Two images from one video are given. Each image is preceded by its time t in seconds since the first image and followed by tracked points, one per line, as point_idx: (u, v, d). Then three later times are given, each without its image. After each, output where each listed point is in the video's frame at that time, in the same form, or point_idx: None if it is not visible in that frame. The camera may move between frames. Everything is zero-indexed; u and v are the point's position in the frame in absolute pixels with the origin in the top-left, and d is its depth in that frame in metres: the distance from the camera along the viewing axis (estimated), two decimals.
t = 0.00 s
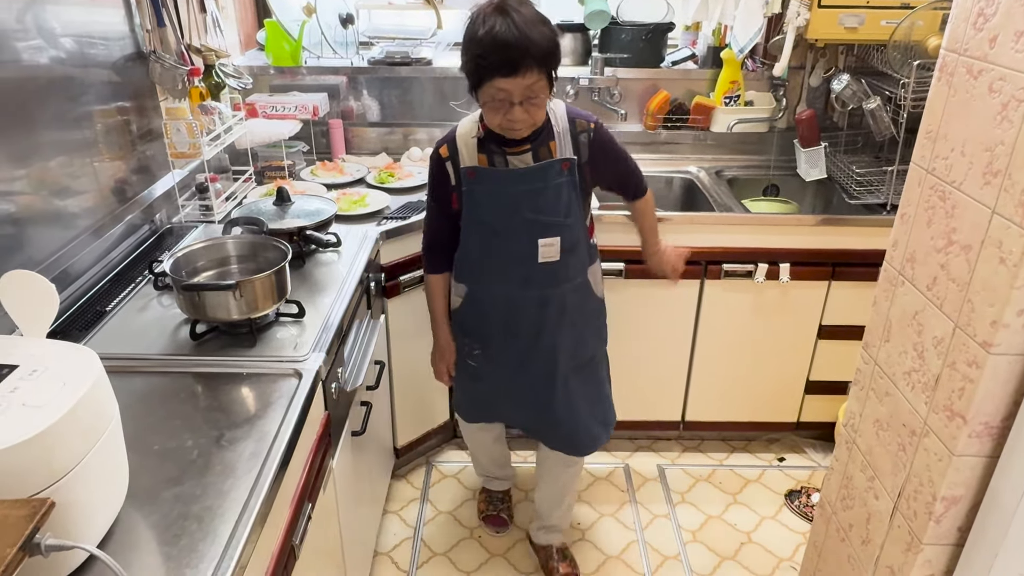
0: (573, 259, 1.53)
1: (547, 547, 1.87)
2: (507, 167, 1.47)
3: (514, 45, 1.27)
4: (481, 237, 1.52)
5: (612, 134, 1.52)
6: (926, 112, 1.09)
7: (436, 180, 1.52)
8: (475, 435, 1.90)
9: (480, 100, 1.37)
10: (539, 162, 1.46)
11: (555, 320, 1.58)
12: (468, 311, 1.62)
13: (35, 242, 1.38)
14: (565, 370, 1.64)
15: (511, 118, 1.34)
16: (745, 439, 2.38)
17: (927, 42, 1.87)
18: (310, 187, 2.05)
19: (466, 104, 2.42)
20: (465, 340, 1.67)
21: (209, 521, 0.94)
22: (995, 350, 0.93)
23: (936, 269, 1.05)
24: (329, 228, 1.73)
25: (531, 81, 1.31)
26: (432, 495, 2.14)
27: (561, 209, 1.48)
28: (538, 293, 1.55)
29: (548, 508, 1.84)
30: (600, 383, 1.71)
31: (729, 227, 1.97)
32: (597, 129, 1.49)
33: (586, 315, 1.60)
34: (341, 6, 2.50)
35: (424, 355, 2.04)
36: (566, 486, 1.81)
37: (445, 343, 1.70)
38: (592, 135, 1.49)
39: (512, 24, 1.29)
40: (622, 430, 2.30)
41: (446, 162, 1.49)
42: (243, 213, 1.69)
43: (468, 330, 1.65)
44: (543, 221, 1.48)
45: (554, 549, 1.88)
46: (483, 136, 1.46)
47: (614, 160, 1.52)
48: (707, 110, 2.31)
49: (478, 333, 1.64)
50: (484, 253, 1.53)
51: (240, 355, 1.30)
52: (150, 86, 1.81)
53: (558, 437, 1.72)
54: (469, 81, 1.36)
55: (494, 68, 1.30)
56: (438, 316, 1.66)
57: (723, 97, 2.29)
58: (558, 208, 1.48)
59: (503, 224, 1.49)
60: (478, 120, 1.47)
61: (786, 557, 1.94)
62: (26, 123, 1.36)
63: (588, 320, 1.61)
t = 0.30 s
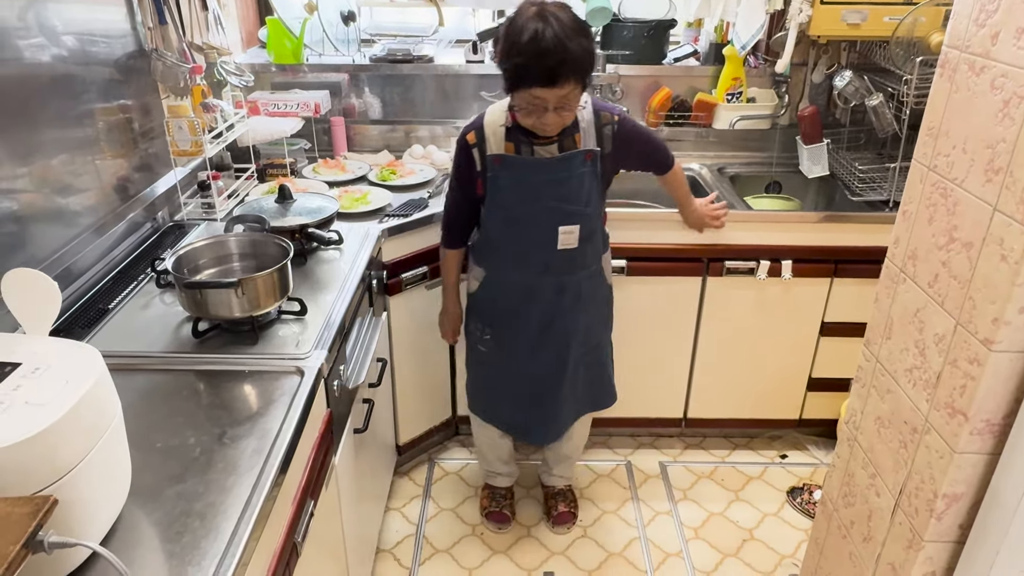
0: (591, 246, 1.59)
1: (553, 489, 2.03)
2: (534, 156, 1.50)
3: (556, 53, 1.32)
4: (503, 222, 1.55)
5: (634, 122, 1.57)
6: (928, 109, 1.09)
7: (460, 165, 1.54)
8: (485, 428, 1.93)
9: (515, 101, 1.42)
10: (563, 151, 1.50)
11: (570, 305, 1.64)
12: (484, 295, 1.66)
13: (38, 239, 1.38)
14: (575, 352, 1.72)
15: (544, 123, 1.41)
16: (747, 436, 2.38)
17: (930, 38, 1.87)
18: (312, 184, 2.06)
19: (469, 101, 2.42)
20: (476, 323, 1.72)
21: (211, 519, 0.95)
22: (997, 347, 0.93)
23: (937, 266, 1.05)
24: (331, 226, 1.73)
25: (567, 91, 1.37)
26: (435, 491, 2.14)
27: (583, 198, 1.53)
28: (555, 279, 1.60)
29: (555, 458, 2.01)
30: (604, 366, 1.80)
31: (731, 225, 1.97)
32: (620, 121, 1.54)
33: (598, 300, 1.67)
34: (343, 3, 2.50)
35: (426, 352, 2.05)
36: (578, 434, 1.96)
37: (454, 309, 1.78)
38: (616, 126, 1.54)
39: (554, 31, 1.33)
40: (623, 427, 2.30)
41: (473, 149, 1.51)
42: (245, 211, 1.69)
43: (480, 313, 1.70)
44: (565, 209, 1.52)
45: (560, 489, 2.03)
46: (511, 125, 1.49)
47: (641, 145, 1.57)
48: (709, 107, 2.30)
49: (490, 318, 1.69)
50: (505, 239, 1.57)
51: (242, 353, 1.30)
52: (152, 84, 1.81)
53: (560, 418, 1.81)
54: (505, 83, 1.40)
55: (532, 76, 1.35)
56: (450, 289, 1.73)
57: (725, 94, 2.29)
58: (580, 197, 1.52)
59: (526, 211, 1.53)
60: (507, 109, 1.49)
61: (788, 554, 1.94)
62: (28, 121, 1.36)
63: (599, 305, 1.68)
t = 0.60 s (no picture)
0: (611, 236, 1.59)
1: (555, 484, 2.04)
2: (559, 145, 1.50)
3: (596, 63, 1.32)
4: (526, 211, 1.54)
5: (652, 112, 1.62)
6: (934, 101, 1.08)
7: (483, 152, 1.52)
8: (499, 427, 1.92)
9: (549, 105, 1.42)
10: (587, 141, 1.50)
11: (589, 294, 1.64)
12: (503, 285, 1.65)
13: (38, 235, 1.38)
14: (590, 342, 1.72)
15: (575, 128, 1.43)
16: (749, 432, 2.37)
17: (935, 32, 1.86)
18: (313, 180, 2.05)
19: (470, 96, 2.41)
20: (494, 314, 1.71)
21: (211, 514, 0.94)
22: (1003, 342, 0.92)
23: (942, 260, 1.04)
24: (332, 221, 1.73)
25: (602, 102, 1.38)
26: (437, 487, 2.14)
27: (605, 187, 1.53)
28: (575, 268, 1.60)
29: (560, 451, 2.02)
30: (617, 358, 1.80)
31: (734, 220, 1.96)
32: (642, 111, 1.58)
33: (616, 290, 1.68)
34: None
35: (428, 347, 2.04)
36: (583, 429, 1.97)
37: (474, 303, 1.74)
38: (639, 117, 1.58)
39: (595, 39, 1.31)
40: (625, 423, 2.30)
41: (498, 137, 1.50)
42: (246, 206, 1.68)
43: (500, 304, 1.68)
44: (588, 198, 1.52)
45: (561, 486, 2.04)
46: (537, 114, 1.48)
47: (659, 136, 1.63)
48: (711, 101, 2.29)
49: (509, 309, 1.67)
50: (527, 228, 1.56)
51: (242, 349, 1.30)
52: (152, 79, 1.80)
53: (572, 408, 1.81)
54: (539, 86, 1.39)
55: (570, 88, 1.34)
56: (472, 284, 1.70)
57: (728, 89, 2.27)
58: (602, 186, 1.53)
59: (550, 199, 1.52)
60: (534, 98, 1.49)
61: (790, 550, 1.94)
62: (28, 116, 1.36)
63: (616, 295, 1.69)
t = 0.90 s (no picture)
0: (616, 238, 1.58)
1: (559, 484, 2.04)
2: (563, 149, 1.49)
3: (607, 73, 1.31)
4: (530, 216, 1.53)
5: (653, 114, 1.62)
6: (937, 98, 1.07)
7: (487, 158, 1.53)
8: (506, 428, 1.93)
9: (557, 112, 1.40)
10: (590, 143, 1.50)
11: (595, 296, 1.64)
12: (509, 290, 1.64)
13: (39, 233, 1.38)
14: (597, 344, 1.72)
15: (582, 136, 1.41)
16: (751, 431, 2.37)
17: (936, 30, 1.83)
18: (313, 178, 2.05)
19: (471, 95, 2.40)
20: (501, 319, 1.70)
21: (212, 513, 0.94)
22: (1006, 340, 0.92)
23: (946, 258, 1.04)
24: (333, 220, 1.73)
25: (611, 110, 1.37)
26: (437, 486, 2.14)
27: (608, 190, 1.53)
28: (581, 271, 1.60)
29: (562, 452, 2.03)
30: (627, 360, 1.79)
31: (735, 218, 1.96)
32: (643, 112, 1.58)
33: (621, 292, 1.67)
34: None
35: (429, 346, 2.04)
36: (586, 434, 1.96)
37: (479, 307, 1.75)
38: (640, 118, 1.58)
39: (606, 48, 1.30)
40: (626, 422, 2.29)
41: (501, 142, 1.50)
42: (247, 204, 1.68)
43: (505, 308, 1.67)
44: (591, 200, 1.52)
45: (563, 486, 2.04)
46: (540, 119, 1.47)
47: (659, 137, 1.63)
48: (713, 99, 2.28)
49: (515, 315, 1.66)
50: (533, 232, 1.55)
51: (243, 347, 1.30)
52: (153, 78, 1.80)
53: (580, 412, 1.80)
54: (547, 93, 1.37)
55: (580, 96, 1.33)
56: (477, 287, 1.71)
57: (728, 87, 2.27)
58: (606, 188, 1.52)
59: (554, 203, 1.51)
60: (536, 104, 1.48)
61: (791, 549, 1.93)
62: (29, 114, 1.36)
63: (622, 297, 1.68)
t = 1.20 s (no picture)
0: (619, 231, 1.59)
1: (557, 484, 2.04)
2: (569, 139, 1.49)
3: (617, 55, 1.30)
4: (535, 208, 1.53)
5: (655, 109, 1.62)
6: (936, 99, 1.07)
7: (489, 148, 1.51)
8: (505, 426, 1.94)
9: (566, 97, 1.39)
10: (595, 135, 1.50)
11: (597, 291, 1.64)
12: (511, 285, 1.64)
13: (39, 233, 1.38)
14: (598, 339, 1.72)
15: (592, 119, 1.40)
16: (750, 431, 2.37)
17: (936, 29, 1.83)
18: (313, 178, 2.05)
19: (470, 94, 2.40)
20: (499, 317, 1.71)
21: (212, 513, 0.94)
22: (1005, 340, 0.92)
23: (945, 258, 1.04)
24: (332, 219, 1.73)
25: (621, 92, 1.37)
26: (437, 486, 2.13)
27: (613, 182, 1.53)
28: (584, 265, 1.60)
29: (560, 451, 2.02)
30: (624, 359, 1.80)
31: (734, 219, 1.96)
32: (647, 106, 1.58)
33: (621, 289, 1.68)
34: None
35: (429, 345, 2.04)
36: (583, 430, 1.96)
37: (476, 308, 1.73)
38: (643, 111, 1.58)
39: (616, 30, 1.30)
40: (626, 422, 2.29)
41: (506, 132, 1.49)
42: (246, 204, 1.68)
43: (505, 305, 1.67)
44: (596, 192, 1.52)
45: (562, 485, 2.04)
46: (546, 109, 1.47)
47: (660, 131, 1.64)
48: (712, 99, 2.29)
49: (518, 310, 1.66)
50: (537, 225, 1.55)
51: (243, 347, 1.30)
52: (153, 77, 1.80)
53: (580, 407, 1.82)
54: (557, 76, 1.37)
55: (592, 76, 1.32)
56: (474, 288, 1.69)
57: (728, 87, 2.27)
58: (611, 180, 1.52)
59: (560, 195, 1.51)
60: (541, 94, 1.48)
61: (791, 549, 1.93)
62: (29, 114, 1.36)
63: (622, 294, 1.69)
